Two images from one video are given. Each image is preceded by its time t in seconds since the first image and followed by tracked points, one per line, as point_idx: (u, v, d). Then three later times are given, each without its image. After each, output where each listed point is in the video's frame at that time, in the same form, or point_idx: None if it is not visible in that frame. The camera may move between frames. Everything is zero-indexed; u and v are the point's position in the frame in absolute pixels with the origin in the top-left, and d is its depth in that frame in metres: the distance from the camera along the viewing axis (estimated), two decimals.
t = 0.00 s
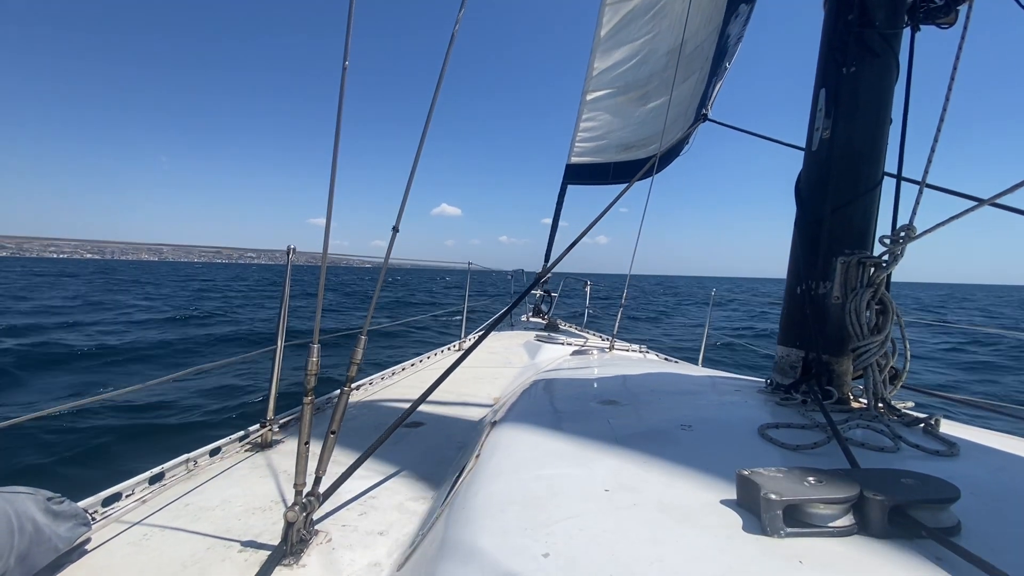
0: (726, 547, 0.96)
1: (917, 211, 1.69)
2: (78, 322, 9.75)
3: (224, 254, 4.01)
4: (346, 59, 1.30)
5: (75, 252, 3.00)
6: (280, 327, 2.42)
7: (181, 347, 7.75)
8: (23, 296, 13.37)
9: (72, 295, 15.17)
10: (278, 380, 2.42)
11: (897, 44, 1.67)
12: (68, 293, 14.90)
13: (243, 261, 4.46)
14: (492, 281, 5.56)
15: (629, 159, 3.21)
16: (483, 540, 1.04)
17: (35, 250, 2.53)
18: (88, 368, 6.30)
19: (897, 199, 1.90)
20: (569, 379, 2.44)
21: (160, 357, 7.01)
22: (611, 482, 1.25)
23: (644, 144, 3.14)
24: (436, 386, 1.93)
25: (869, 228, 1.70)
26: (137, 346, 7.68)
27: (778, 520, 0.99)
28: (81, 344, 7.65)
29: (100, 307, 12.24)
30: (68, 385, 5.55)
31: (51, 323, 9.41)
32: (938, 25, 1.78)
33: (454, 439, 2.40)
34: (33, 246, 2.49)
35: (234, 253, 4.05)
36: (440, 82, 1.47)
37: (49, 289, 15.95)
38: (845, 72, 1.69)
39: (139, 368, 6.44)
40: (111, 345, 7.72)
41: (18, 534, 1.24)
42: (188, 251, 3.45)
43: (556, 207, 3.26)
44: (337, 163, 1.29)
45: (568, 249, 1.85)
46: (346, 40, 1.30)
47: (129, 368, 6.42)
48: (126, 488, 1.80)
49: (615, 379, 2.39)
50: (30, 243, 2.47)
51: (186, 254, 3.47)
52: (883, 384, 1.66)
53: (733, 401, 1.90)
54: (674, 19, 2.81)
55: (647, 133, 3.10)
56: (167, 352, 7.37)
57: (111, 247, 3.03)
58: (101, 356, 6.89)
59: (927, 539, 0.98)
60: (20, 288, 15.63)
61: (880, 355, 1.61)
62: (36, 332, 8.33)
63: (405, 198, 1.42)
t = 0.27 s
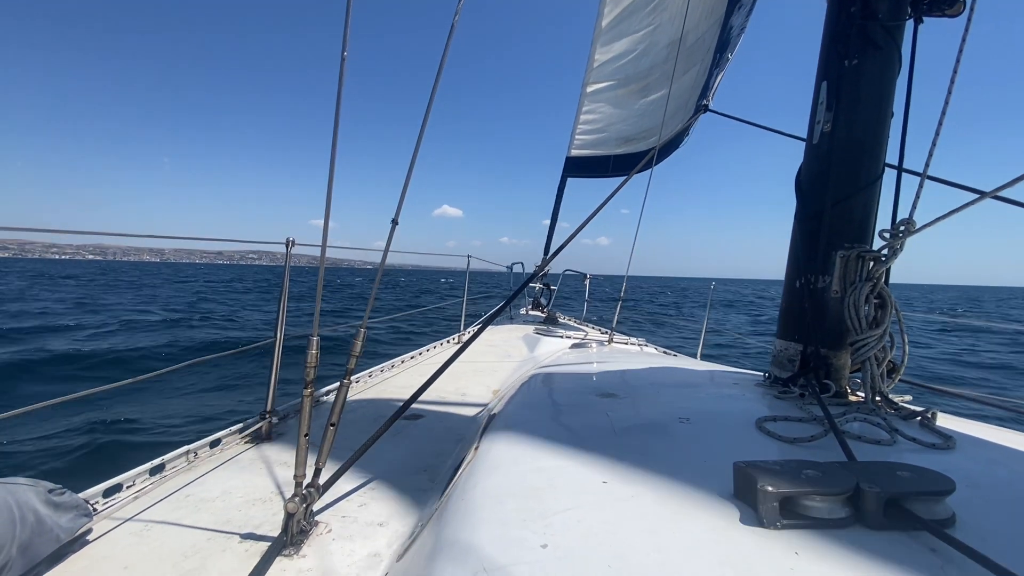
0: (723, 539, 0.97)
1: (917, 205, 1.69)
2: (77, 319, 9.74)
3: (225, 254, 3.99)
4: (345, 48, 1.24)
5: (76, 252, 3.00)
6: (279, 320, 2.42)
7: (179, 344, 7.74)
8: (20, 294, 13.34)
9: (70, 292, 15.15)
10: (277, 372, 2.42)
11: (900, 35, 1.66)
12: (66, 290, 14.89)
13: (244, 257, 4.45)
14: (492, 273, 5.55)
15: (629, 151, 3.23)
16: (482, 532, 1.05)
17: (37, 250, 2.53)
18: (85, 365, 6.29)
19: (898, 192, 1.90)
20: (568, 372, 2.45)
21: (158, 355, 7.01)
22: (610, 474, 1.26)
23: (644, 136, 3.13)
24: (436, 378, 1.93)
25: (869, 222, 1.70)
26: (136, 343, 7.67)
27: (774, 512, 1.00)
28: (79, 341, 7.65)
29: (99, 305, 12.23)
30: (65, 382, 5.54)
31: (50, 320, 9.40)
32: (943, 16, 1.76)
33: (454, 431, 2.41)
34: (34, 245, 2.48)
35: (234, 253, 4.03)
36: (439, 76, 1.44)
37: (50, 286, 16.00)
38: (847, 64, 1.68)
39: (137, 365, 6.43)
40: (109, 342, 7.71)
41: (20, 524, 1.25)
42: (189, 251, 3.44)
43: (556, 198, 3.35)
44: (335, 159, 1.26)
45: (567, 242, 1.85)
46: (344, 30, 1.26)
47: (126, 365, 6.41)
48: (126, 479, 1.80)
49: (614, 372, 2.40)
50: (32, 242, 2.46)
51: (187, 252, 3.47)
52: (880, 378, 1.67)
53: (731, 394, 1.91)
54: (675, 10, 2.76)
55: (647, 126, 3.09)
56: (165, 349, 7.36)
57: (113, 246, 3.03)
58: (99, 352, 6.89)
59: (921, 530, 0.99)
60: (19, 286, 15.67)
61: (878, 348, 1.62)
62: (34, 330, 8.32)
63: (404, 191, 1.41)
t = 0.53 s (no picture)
0: (720, 532, 0.97)
1: (916, 200, 1.69)
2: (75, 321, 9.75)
3: (225, 255, 3.97)
4: (343, 44, 1.24)
5: (78, 254, 3.00)
6: (278, 316, 2.42)
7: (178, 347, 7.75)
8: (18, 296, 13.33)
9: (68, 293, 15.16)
10: (276, 367, 2.43)
11: (900, 29, 1.65)
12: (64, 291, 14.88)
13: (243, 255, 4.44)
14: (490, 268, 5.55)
15: (629, 145, 3.26)
16: (481, 525, 1.06)
17: (39, 251, 2.53)
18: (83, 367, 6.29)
19: (896, 187, 1.90)
20: (567, 366, 2.46)
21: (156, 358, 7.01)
22: (608, 468, 1.27)
23: (644, 129, 3.16)
24: (435, 373, 1.94)
25: (867, 216, 1.70)
26: (134, 346, 7.68)
27: (770, 505, 1.01)
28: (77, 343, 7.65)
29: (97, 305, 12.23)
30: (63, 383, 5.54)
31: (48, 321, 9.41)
32: (943, 9, 1.75)
33: (453, 426, 2.42)
34: (36, 246, 2.48)
35: (234, 254, 4.01)
36: (438, 72, 1.45)
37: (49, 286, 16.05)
38: (846, 58, 1.67)
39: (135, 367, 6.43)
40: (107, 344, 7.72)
41: (20, 518, 1.25)
42: (191, 252, 3.43)
43: (555, 192, 3.35)
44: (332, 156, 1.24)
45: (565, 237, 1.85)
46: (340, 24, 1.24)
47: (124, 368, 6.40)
48: (126, 473, 1.81)
49: (612, 367, 2.41)
50: (34, 243, 2.46)
51: (188, 253, 3.46)
52: (877, 371, 1.67)
53: (729, 388, 1.92)
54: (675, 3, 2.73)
55: (647, 118, 3.11)
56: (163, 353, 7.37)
57: (115, 246, 3.03)
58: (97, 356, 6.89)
59: (916, 523, 1.00)
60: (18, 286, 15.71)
61: (875, 343, 1.62)
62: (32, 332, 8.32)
63: (402, 186, 1.40)
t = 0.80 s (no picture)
0: (720, 529, 0.98)
1: (915, 198, 1.69)
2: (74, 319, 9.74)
3: (226, 255, 3.97)
4: (340, 42, 1.23)
5: (80, 254, 2.99)
6: (278, 315, 2.42)
7: (176, 345, 7.74)
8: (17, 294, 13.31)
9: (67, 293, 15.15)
10: (276, 366, 2.42)
11: (899, 26, 1.65)
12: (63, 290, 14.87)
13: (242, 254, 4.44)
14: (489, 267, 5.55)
15: (627, 143, 3.28)
16: (481, 523, 1.06)
17: (41, 251, 2.52)
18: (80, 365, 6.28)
19: (895, 185, 1.90)
20: (566, 365, 2.46)
21: (154, 355, 7.00)
22: (607, 466, 1.27)
23: (642, 127, 3.19)
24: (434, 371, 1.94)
25: (866, 214, 1.70)
26: (133, 344, 7.67)
27: (770, 502, 1.01)
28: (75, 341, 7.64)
29: (96, 304, 12.22)
30: (60, 381, 5.53)
31: (47, 319, 9.40)
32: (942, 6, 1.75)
33: (452, 424, 2.42)
34: (38, 245, 2.48)
35: (235, 253, 4.01)
36: (437, 67, 1.47)
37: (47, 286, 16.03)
38: (845, 55, 1.67)
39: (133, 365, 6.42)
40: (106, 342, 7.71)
41: (20, 518, 1.25)
42: (193, 254, 3.42)
43: (554, 190, 3.36)
44: (331, 153, 1.23)
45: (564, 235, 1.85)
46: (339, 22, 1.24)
47: (121, 366, 6.39)
48: (126, 473, 1.81)
49: (612, 365, 2.41)
50: (35, 243, 2.46)
51: (190, 253, 3.45)
52: (877, 369, 1.67)
53: (728, 386, 1.92)
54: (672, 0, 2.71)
55: (645, 116, 3.12)
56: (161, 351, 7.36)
57: (117, 247, 3.03)
58: (95, 354, 6.89)
59: (915, 519, 1.00)
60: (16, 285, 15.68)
61: (874, 340, 1.62)
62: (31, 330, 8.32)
63: (401, 186, 1.39)
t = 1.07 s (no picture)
0: (721, 531, 0.97)
1: (915, 197, 1.69)
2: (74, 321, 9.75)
3: (228, 255, 3.98)
4: (339, 45, 1.22)
5: (82, 253, 2.99)
6: (278, 317, 2.42)
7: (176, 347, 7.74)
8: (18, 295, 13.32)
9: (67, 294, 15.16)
10: (276, 369, 2.42)
11: (897, 26, 1.65)
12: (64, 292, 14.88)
13: (244, 256, 4.44)
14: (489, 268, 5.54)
15: (627, 144, 3.26)
16: (482, 526, 1.05)
17: (43, 250, 2.52)
18: (80, 368, 6.28)
19: (895, 185, 1.90)
20: (567, 366, 2.46)
21: (153, 358, 7.00)
22: (608, 468, 1.27)
23: (641, 128, 3.17)
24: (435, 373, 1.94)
25: (866, 214, 1.70)
26: (133, 347, 7.68)
27: (772, 503, 1.01)
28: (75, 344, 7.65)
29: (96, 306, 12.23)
30: (60, 385, 5.52)
31: (48, 322, 9.42)
32: (939, 6, 1.75)
33: (453, 427, 2.42)
34: (40, 245, 2.48)
35: (236, 253, 4.02)
36: (438, 66, 1.37)
37: (47, 288, 16.02)
38: (844, 56, 1.68)
39: (134, 368, 6.42)
40: (105, 344, 7.71)
41: (21, 522, 1.25)
42: (195, 253, 3.43)
43: (554, 192, 3.35)
44: (331, 155, 1.23)
45: (564, 236, 1.86)
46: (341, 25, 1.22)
47: (120, 368, 6.40)
48: (127, 476, 1.81)
49: (612, 366, 2.41)
50: (37, 242, 2.46)
51: (191, 253, 3.46)
52: (878, 369, 1.67)
53: (729, 387, 1.92)
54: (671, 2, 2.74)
55: (644, 117, 3.12)
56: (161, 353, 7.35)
57: (119, 246, 3.04)
58: (95, 357, 6.89)
59: (918, 520, 1.00)
60: (15, 288, 15.67)
61: (875, 340, 1.62)
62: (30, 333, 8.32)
63: (401, 187, 1.39)
